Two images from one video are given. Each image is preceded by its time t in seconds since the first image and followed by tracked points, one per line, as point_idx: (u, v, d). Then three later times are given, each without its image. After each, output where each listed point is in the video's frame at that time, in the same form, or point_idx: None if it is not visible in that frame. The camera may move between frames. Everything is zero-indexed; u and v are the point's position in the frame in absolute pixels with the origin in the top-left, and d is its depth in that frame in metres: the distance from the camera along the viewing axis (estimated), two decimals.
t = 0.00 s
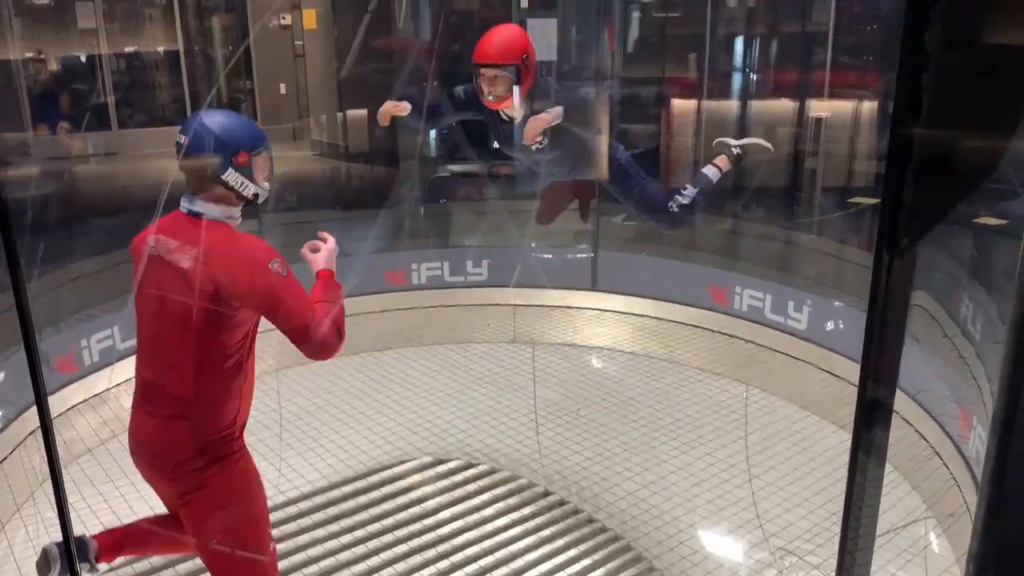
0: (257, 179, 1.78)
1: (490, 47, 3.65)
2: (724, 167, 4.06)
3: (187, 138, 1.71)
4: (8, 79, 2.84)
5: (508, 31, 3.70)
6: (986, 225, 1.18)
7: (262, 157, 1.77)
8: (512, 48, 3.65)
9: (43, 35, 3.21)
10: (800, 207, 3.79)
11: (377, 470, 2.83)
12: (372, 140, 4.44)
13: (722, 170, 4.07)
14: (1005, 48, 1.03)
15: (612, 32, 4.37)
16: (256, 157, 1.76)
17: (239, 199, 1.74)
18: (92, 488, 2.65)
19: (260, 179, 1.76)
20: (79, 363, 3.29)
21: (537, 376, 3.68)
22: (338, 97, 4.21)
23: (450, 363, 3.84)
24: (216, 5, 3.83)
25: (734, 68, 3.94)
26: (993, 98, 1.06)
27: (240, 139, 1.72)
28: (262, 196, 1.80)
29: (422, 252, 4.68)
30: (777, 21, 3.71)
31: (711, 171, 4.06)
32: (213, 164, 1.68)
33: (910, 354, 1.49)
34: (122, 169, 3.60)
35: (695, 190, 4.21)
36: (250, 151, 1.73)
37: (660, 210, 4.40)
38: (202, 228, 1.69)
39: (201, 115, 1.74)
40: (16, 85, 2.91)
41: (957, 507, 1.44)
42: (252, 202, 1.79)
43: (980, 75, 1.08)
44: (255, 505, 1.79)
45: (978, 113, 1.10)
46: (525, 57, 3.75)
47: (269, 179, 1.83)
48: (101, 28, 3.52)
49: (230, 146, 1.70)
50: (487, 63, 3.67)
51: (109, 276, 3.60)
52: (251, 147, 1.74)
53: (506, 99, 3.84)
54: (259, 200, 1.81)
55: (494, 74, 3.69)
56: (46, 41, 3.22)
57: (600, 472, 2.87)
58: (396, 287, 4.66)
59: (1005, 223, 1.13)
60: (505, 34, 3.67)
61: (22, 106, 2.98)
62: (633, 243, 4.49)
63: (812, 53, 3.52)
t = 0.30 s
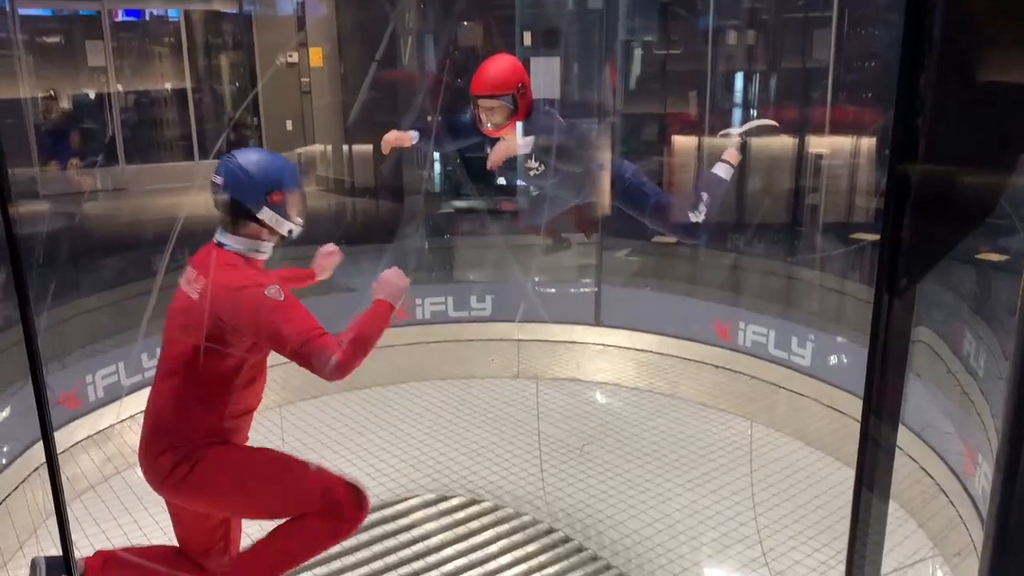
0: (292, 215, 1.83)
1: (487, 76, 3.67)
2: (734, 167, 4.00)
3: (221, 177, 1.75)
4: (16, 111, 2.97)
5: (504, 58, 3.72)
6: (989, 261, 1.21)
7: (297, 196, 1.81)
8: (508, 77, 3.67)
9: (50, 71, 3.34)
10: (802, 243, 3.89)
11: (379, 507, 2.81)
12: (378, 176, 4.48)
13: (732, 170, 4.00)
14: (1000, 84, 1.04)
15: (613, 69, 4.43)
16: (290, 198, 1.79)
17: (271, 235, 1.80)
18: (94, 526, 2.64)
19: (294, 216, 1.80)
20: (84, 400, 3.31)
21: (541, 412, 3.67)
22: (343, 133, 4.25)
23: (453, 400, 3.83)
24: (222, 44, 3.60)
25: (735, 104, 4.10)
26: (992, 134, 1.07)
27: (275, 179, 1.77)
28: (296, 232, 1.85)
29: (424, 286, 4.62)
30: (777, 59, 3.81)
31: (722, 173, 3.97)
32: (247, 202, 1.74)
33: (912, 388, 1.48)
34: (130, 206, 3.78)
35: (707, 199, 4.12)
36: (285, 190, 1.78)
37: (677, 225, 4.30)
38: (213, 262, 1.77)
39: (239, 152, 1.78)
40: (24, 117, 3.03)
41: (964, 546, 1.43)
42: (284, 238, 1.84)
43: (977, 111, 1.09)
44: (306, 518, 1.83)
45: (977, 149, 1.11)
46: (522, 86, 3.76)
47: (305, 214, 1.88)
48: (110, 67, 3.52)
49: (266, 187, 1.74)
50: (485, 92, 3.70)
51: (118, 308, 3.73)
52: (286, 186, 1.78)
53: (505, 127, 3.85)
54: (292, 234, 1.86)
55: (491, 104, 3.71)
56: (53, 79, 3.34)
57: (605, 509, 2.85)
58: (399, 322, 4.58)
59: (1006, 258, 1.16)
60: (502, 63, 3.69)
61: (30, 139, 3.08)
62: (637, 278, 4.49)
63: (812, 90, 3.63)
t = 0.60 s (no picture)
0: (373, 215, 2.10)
1: (496, 90, 3.68)
2: (742, 233, 4.10)
3: (322, 172, 2.01)
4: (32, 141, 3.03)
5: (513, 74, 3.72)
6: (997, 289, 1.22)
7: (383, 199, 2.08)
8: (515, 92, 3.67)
9: (66, 101, 3.51)
10: (811, 269, 3.86)
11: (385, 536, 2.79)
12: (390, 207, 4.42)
13: (740, 235, 4.10)
14: (1014, 112, 1.05)
15: (622, 96, 4.48)
16: (376, 197, 2.06)
17: (354, 230, 2.06)
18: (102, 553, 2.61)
19: (376, 218, 2.08)
20: (92, 427, 3.23)
21: (549, 440, 3.65)
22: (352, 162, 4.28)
23: (461, 427, 3.81)
24: (235, 72, 4.02)
25: (743, 133, 4.09)
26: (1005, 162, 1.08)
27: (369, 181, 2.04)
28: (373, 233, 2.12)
29: (434, 315, 4.66)
30: (786, 86, 3.82)
31: (727, 237, 4.07)
32: (342, 199, 2.00)
33: (923, 418, 1.48)
34: (140, 230, 3.93)
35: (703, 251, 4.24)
36: (375, 192, 2.04)
37: (676, 273, 4.29)
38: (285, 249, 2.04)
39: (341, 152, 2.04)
40: (38, 146, 3.08)
41: None
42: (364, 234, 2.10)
43: (991, 140, 1.09)
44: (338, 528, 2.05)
45: (990, 178, 1.11)
46: (530, 99, 3.75)
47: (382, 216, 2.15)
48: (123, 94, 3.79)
49: (362, 187, 2.01)
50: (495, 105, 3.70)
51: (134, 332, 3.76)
52: (376, 189, 2.05)
53: (513, 142, 3.83)
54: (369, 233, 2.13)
55: (500, 118, 3.71)
56: (69, 106, 3.51)
57: (613, 540, 2.81)
58: (407, 349, 4.61)
59: (1014, 286, 1.16)
60: (509, 78, 3.70)
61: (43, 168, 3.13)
62: (647, 306, 4.48)
63: (821, 118, 3.64)
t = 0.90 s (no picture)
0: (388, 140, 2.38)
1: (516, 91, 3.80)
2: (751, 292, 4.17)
3: (345, 96, 2.27)
4: (44, 155, 3.10)
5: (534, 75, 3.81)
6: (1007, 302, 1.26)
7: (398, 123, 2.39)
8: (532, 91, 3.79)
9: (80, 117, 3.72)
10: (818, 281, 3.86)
11: (391, 550, 2.79)
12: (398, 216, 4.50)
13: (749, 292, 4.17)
14: None
15: (629, 110, 4.48)
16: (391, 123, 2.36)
17: (375, 153, 2.32)
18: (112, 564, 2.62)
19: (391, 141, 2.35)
20: (100, 439, 3.19)
21: (558, 453, 3.64)
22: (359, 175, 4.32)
23: (469, 440, 3.81)
24: (243, 86, 4.26)
25: (751, 145, 4.11)
26: None
27: (385, 104, 2.33)
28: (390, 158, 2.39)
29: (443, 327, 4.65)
30: (794, 98, 3.86)
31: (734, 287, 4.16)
32: (362, 118, 2.27)
33: (935, 433, 1.46)
34: (149, 244, 4.05)
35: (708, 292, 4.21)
36: (390, 116, 2.34)
37: (670, 304, 4.32)
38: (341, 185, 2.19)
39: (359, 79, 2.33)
40: (50, 160, 3.15)
41: None
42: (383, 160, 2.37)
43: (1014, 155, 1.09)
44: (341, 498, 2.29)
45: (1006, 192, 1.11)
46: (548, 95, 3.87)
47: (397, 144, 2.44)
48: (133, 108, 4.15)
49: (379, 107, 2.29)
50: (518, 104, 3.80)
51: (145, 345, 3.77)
52: (390, 112, 2.35)
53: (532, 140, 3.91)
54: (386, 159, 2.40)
55: (522, 115, 3.77)
56: (82, 120, 3.73)
57: (621, 552, 2.79)
58: (416, 362, 4.62)
59: None
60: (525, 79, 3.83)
61: (53, 181, 3.19)
62: (655, 318, 4.46)
63: (829, 131, 3.66)
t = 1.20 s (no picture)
0: (386, 113, 2.33)
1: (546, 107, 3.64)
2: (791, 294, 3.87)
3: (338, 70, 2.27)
4: (47, 157, 3.12)
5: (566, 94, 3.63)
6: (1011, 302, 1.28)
7: (394, 96, 2.31)
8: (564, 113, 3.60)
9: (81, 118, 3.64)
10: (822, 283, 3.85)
11: (391, 553, 2.78)
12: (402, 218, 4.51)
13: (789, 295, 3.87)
14: None
15: (631, 112, 4.44)
16: (388, 95, 2.29)
17: (371, 127, 2.30)
18: (115, 568, 2.62)
19: (388, 113, 2.30)
20: (103, 442, 3.20)
21: (560, 456, 3.63)
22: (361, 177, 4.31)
23: (471, 443, 3.80)
24: (245, 88, 4.37)
25: (752, 146, 4.08)
26: None
27: (379, 77, 2.27)
28: (389, 129, 2.35)
29: (446, 328, 4.68)
30: (796, 99, 3.86)
31: (772, 292, 3.87)
32: (355, 93, 2.23)
33: (937, 435, 1.46)
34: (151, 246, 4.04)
35: (749, 302, 3.94)
36: (385, 88, 2.28)
37: (714, 315, 4.08)
38: (352, 159, 2.24)
39: (356, 53, 2.29)
40: (53, 163, 3.17)
41: None
42: (382, 131, 2.34)
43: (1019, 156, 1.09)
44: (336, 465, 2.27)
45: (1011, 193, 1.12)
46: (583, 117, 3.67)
47: (397, 118, 2.39)
48: (137, 111, 4.22)
49: (370, 80, 2.24)
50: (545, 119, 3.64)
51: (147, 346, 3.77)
52: (386, 84, 2.29)
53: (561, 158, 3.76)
54: (386, 132, 2.36)
55: (550, 132, 3.63)
56: (84, 123, 3.68)
57: (624, 556, 2.78)
58: (418, 364, 4.63)
59: None
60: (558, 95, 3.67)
61: (56, 183, 3.20)
62: (657, 319, 4.45)
63: (831, 132, 3.65)
